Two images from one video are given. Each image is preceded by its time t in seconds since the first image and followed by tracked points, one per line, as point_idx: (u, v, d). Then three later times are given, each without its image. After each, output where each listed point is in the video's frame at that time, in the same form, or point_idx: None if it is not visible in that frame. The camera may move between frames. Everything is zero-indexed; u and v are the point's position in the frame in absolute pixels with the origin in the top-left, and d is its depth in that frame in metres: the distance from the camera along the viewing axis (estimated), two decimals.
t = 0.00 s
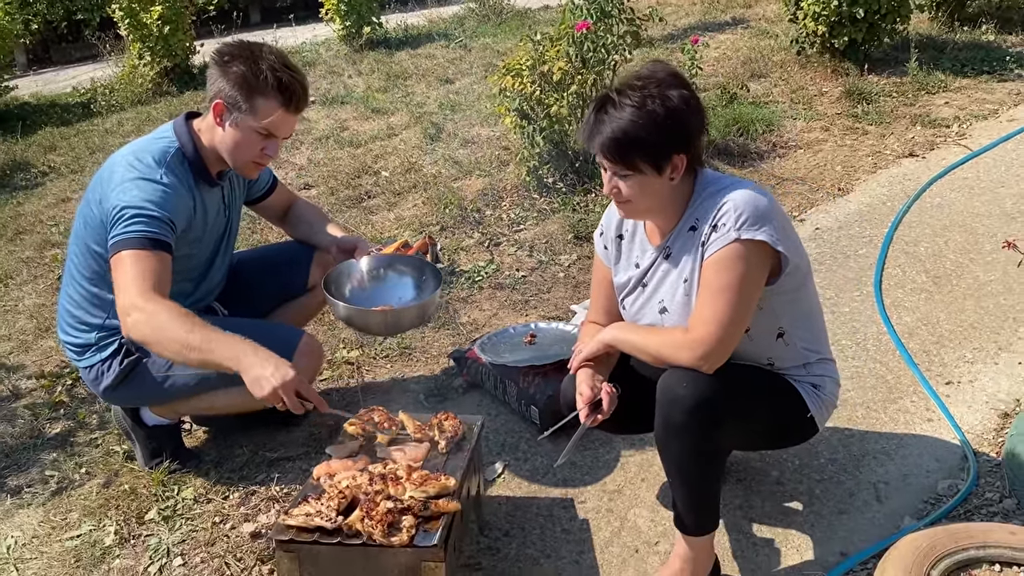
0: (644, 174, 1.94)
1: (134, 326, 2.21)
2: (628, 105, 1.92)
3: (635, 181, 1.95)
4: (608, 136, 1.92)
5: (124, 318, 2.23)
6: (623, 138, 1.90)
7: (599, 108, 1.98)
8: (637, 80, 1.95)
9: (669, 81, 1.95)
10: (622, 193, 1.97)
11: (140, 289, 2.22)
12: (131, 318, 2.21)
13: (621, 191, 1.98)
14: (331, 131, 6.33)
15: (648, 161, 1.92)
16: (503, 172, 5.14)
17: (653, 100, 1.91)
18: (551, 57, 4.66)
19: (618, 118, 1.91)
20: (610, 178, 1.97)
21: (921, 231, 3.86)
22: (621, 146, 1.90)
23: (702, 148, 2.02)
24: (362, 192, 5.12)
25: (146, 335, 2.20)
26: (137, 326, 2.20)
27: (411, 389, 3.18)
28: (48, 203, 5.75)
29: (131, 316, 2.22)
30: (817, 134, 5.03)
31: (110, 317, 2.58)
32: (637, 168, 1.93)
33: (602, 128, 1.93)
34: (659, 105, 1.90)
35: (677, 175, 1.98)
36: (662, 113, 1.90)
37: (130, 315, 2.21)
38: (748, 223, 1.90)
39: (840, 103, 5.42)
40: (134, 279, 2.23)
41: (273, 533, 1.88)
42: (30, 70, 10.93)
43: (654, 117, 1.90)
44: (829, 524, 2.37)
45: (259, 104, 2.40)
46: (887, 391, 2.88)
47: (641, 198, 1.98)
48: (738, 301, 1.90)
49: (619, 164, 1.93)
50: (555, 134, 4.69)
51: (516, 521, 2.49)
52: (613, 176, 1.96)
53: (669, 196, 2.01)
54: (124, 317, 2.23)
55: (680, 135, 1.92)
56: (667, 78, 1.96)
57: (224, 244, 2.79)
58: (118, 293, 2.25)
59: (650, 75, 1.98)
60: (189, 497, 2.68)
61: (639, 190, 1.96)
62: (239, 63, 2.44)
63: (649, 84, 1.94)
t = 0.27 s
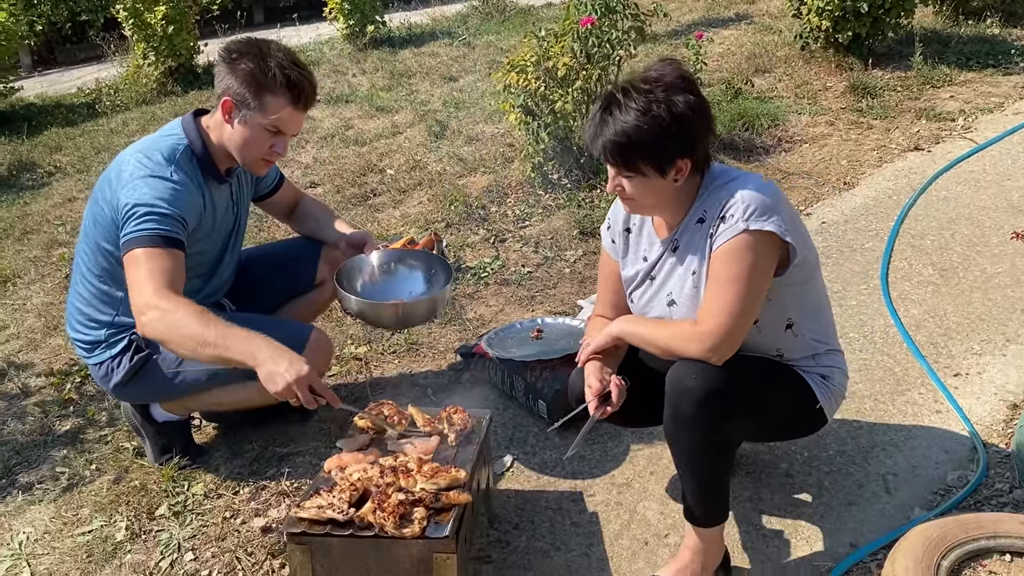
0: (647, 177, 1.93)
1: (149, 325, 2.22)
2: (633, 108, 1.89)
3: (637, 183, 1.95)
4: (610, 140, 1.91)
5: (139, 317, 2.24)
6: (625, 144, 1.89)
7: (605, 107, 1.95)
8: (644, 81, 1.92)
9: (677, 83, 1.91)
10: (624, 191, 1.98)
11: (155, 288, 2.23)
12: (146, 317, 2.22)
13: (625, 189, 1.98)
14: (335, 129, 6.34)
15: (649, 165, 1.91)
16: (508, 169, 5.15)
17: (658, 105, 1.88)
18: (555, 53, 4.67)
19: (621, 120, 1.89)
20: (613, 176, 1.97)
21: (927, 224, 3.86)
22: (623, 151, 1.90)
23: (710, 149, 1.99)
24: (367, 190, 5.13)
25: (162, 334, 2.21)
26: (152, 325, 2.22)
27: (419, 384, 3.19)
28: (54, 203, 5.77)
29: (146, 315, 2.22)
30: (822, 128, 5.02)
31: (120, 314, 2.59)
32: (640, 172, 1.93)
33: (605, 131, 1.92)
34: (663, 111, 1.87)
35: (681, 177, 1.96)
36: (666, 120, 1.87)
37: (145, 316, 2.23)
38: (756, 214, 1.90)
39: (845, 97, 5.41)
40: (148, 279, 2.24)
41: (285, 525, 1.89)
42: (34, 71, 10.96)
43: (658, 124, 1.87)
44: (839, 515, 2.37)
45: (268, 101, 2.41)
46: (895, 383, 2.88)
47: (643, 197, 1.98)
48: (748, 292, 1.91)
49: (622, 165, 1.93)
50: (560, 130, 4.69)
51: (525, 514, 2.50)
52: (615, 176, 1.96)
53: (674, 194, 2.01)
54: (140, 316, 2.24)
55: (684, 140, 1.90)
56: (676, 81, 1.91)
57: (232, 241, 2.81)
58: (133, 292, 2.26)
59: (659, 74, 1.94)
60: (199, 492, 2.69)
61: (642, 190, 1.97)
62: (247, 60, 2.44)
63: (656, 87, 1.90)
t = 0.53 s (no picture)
0: (658, 171, 1.92)
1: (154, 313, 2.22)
2: (643, 103, 1.88)
3: (648, 178, 1.94)
4: (620, 134, 1.89)
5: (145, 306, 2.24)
6: (636, 138, 1.87)
7: (615, 102, 1.94)
8: (654, 76, 1.91)
9: (687, 77, 1.90)
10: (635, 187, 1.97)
11: (160, 277, 2.23)
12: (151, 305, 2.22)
13: (636, 184, 1.97)
14: (339, 127, 6.34)
15: (660, 160, 1.90)
16: (512, 165, 5.15)
17: (668, 99, 1.86)
18: (560, 48, 4.66)
19: (631, 115, 1.88)
20: (623, 171, 1.96)
21: (935, 217, 3.85)
22: (633, 145, 1.88)
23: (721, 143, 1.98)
24: (372, 187, 5.13)
25: (167, 322, 2.21)
26: (157, 312, 2.21)
27: (427, 378, 3.19)
28: (59, 201, 5.77)
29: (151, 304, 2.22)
30: (827, 122, 5.01)
31: (129, 309, 2.60)
32: (650, 166, 1.91)
33: (615, 125, 1.91)
34: (673, 105, 1.85)
35: (692, 171, 1.95)
36: (676, 113, 1.86)
37: (150, 303, 2.22)
38: (769, 204, 1.90)
39: (850, 92, 5.40)
40: (153, 267, 2.24)
41: (298, 517, 1.90)
42: (37, 71, 10.97)
43: (668, 118, 1.85)
44: (849, 507, 2.37)
45: (276, 96, 2.40)
46: (904, 375, 2.88)
47: (654, 192, 1.97)
48: (760, 282, 1.90)
49: (632, 161, 1.91)
50: (565, 126, 4.69)
51: (535, 507, 2.50)
52: (626, 171, 1.95)
53: (684, 188, 1.99)
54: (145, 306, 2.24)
55: (694, 135, 1.88)
56: (686, 76, 1.90)
57: (240, 237, 2.80)
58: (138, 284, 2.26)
59: (669, 69, 1.92)
60: (209, 487, 2.69)
61: (653, 185, 1.95)
62: (255, 55, 2.44)
63: (666, 82, 1.89)
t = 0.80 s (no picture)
0: (667, 169, 1.94)
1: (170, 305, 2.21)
2: (651, 102, 1.89)
3: (657, 176, 1.95)
4: (629, 133, 1.91)
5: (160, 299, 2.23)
6: (644, 137, 1.89)
7: (623, 101, 1.96)
8: (662, 75, 1.92)
9: (694, 76, 1.91)
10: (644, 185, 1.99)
11: (172, 269, 2.24)
12: (166, 297, 2.22)
13: (644, 181, 1.99)
14: (343, 126, 6.36)
15: (668, 158, 1.91)
16: (516, 163, 5.17)
17: (676, 98, 1.88)
18: (564, 47, 4.68)
19: (639, 114, 1.89)
20: (632, 170, 1.98)
21: (938, 214, 3.87)
22: (642, 144, 1.90)
23: (729, 140, 1.99)
24: (376, 186, 5.15)
25: (181, 313, 2.21)
26: (172, 303, 2.21)
27: (434, 375, 3.21)
28: (64, 201, 5.79)
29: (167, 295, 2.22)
30: (830, 120, 5.03)
31: (138, 306, 2.61)
32: (659, 165, 1.93)
33: (624, 124, 1.92)
34: (682, 104, 1.87)
35: (700, 169, 1.97)
36: (684, 111, 1.87)
37: (164, 294, 2.22)
38: (777, 201, 1.91)
39: (852, 90, 5.41)
40: (165, 261, 2.25)
41: (310, 512, 1.92)
42: (40, 71, 11.00)
43: (676, 117, 1.87)
44: (855, 501, 2.39)
45: (282, 94, 2.42)
46: (909, 370, 2.89)
47: (663, 190, 1.99)
48: (769, 278, 1.92)
49: (641, 159, 1.93)
50: (569, 125, 4.70)
51: (543, 502, 2.52)
52: (635, 169, 1.97)
53: (693, 185, 2.01)
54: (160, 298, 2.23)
55: (702, 133, 1.90)
56: (694, 75, 1.91)
57: (248, 235, 2.82)
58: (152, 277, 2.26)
59: (677, 68, 1.93)
60: (219, 484, 2.71)
61: (661, 183, 1.97)
62: (262, 53, 2.45)
63: (673, 81, 1.90)
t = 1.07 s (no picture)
0: (672, 166, 1.96)
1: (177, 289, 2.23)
2: (656, 99, 1.91)
3: (662, 173, 1.97)
4: (634, 132, 1.92)
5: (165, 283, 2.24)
6: (650, 136, 1.90)
7: (628, 100, 1.97)
8: (667, 74, 1.94)
9: (699, 75, 1.93)
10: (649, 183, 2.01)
11: (176, 256, 2.25)
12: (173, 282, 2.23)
13: (649, 178, 2.00)
14: (345, 125, 6.37)
15: (673, 155, 1.93)
16: (518, 162, 5.18)
17: (681, 96, 1.89)
18: (565, 46, 4.69)
19: (644, 112, 1.91)
20: (637, 167, 1.99)
21: (938, 213, 3.89)
22: (647, 142, 1.92)
23: (732, 137, 2.01)
24: (378, 185, 5.16)
25: (189, 295, 2.22)
26: (180, 286, 2.22)
27: (437, 373, 3.23)
28: (67, 200, 5.80)
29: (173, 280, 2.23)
30: (830, 120, 5.04)
31: (143, 302, 2.63)
32: (665, 162, 1.95)
33: (629, 123, 1.94)
34: (687, 102, 1.88)
35: (705, 166, 1.99)
36: (689, 110, 1.89)
37: (172, 278, 2.23)
38: (781, 198, 1.93)
39: (853, 89, 5.43)
40: (170, 247, 2.27)
41: (317, 505, 1.94)
42: (41, 71, 11.01)
43: (681, 115, 1.89)
44: (857, 496, 2.40)
45: (285, 92, 2.44)
46: (909, 367, 2.91)
47: (667, 188, 2.01)
48: (771, 275, 1.94)
49: (646, 157, 1.95)
50: (570, 124, 4.72)
51: (547, 497, 2.54)
52: (640, 167, 1.98)
53: (697, 182, 2.03)
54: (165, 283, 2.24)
55: (707, 130, 1.92)
56: (698, 73, 1.93)
57: (251, 232, 2.84)
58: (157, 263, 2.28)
59: (681, 67, 1.95)
60: (224, 479, 2.73)
61: (666, 181, 1.99)
62: (266, 51, 2.47)
63: (678, 79, 1.92)
